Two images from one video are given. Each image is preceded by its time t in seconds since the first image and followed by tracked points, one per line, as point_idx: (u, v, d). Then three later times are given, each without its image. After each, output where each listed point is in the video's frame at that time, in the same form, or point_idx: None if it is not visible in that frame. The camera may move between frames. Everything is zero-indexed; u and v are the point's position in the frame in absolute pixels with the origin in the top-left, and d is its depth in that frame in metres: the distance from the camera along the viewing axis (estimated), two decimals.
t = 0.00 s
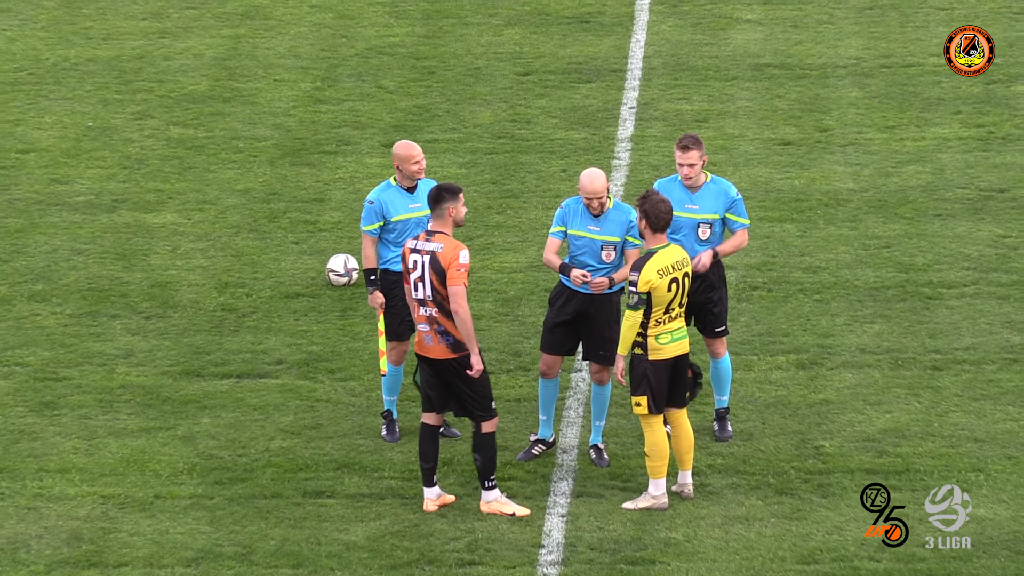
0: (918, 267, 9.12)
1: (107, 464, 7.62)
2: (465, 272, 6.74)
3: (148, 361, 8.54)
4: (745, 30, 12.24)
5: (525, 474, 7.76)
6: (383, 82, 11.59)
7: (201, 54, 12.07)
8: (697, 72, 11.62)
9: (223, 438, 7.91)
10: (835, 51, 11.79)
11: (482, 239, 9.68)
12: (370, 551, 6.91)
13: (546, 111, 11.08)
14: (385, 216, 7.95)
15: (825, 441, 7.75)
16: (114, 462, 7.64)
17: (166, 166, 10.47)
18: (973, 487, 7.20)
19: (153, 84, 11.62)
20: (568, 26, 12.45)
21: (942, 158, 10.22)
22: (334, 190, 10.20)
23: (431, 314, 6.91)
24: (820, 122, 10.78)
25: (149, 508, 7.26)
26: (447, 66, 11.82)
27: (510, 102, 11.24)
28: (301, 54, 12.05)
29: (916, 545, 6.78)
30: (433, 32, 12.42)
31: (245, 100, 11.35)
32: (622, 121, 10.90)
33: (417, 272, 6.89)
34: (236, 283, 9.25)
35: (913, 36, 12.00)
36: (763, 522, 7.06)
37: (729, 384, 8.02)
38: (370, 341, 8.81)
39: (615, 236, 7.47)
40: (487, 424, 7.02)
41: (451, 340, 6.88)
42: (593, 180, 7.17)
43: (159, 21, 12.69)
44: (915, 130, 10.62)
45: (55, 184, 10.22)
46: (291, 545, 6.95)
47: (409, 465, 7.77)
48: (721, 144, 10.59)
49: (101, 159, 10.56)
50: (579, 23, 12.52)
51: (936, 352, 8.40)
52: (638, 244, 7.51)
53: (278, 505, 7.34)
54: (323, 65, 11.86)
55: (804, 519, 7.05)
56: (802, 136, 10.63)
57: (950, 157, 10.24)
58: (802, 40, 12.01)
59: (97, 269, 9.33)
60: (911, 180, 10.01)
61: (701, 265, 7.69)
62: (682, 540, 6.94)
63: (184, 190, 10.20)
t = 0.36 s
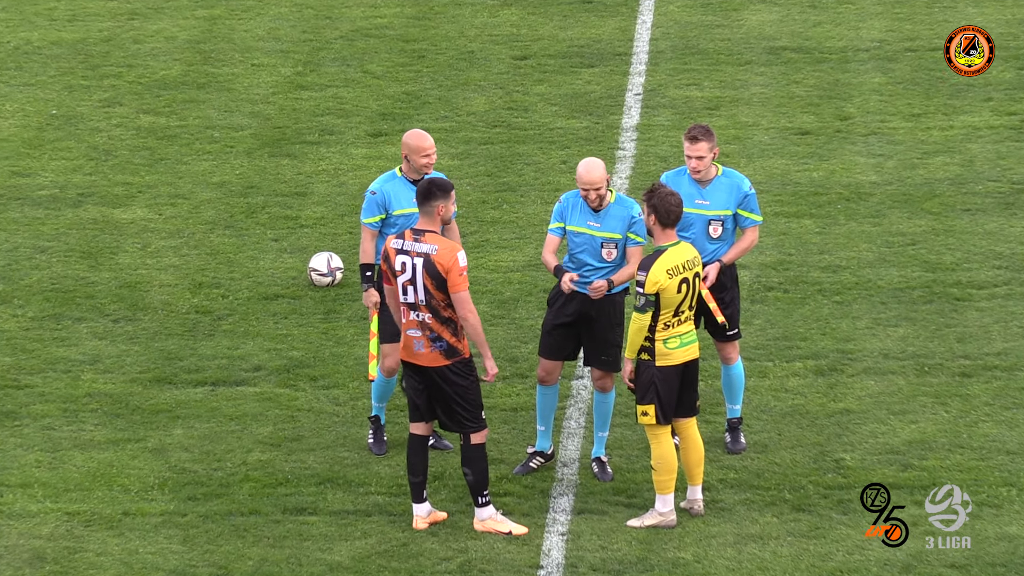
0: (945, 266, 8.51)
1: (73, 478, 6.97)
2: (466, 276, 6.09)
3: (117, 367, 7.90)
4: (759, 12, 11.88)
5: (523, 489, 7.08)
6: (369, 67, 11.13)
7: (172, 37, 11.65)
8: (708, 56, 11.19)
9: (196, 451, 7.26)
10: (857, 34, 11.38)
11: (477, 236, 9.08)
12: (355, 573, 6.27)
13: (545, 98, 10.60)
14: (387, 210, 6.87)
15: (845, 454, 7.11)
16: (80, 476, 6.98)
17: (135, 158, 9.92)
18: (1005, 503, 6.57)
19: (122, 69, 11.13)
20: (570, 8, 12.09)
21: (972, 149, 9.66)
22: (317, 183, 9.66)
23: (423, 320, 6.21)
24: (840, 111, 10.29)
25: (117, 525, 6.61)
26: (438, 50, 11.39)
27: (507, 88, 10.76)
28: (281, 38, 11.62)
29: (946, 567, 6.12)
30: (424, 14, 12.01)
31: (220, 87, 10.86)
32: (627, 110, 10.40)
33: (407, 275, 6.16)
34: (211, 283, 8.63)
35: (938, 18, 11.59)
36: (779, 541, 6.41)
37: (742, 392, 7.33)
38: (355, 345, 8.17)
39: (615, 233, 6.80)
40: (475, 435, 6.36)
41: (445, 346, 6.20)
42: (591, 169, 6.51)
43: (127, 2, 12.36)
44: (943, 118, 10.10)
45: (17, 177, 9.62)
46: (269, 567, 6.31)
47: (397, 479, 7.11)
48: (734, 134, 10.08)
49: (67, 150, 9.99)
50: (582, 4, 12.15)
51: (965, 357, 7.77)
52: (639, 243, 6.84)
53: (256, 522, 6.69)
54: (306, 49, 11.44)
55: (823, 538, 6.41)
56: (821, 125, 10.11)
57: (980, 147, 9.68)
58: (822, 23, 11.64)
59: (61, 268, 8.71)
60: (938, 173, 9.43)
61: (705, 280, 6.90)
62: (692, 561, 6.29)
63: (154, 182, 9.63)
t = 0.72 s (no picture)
0: (979, 267, 7.93)
1: (39, 495, 6.34)
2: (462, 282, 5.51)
3: (87, 376, 7.29)
4: None
5: (522, 508, 6.40)
6: (357, 51, 10.56)
7: (147, 20, 11.12)
8: (723, 40, 10.61)
9: (173, 466, 6.62)
10: (885, 17, 10.84)
11: (475, 234, 8.51)
12: None
13: (547, 86, 10.01)
14: (376, 207, 6.25)
15: (872, 468, 6.45)
16: (48, 492, 6.36)
17: (106, 149, 9.36)
18: None
19: (93, 55, 10.58)
20: None
21: (1009, 141, 9.13)
22: (301, 177, 9.09)
23: (413, 327, 5.61)
24: (865, 99, 9.73)
25: (89, 547, 5.99)
26: (433, 34, 10.82)
27: (505, 75, 10.18)
28: (264, 21, 11.06)
29: None
30: None
31: (199, 74, 10.30)
32: (636, 98, 9.82)
33: (398, 278, 5.54)
34: (188, 285, 8.06)
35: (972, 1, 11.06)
36: (801, 564, 5.75)
37: (759, 402, 6.68)
38: (344, 353, 7.56)
39: (624, 226, 6.20)
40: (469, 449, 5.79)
41: (438, 355, 5.62)
42: (591, 152, 5.93)
43: None
44: (977, 107, 9.56)
45: None
46: None
47: (389, 497, 6.46)
48: (752, 124, 9.50)
49: (34, 142, 9.43)
50: None
51: (1000, 365, 7.15)
52: (648, 234, 6.23)
53: (237, 543, 6.06)
54: (289, 32, 10.87)
55: (847, 560, 5.77)
56: (845, 115, 9.55)
57: (1018, 139, 9.16)
58: (846, 5, 11.08)
59: (27, 269, 8.13)
60: (971, 167, 8.88)
61: (726, 281, 6.24)
62: None
63: (126, 176, 9.08)
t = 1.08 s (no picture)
0: (988, 266, 7.63)
1: (7, 505, 5.97)
2: (441, 285, 5.14)
3: (58, 381, 6.95)
4: None
5: (513, 518, 6.05)
6: (340, 42, 10.25)
7: (121, 10, 10.81)
8: (722, 30, 10.30)
9: (147, 475, 6.25)
10: (890, 6, 10.53)
11: (463, 232, 8.20)
12: None
13: (539, 78, 9.70)
14: (346, 210, 5.97)
15: (877, 477, 6.13)
16: (16, 503, 5.99)
17: (78, 145, 9.05)
18: None
19: (64, 46, 10.27)
20: None
21: (1018, 135, 8.83)
22: (281, 173, 8.78)
23: (393, 331, 5.28)
24: (871, 92, 9.41)
25: (59, 559, 5.62)
26: (418, 24, 10.50)
27: (495, 67, 9.87)
28: (242, 11, 10.75)
29: None
30: None
31: (175, 66, 9.99)
32: (632, 91, 9.51)
33: (376, 278, 5.22)
34: (163, 287, 7.75)
35: None
36: None
37: (759, 407, 6.37)
38: (326, 356, 7.23)
39: (620, 224, 5.89)
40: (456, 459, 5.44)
41: (419, 360, 5.28)
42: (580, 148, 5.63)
43: None
44: (985, 100, 9.25)
45: None
46: None
47: (374, 507, 6.08)
48: (751, 118, 9.19)
49: (3, 137, 9.12)
50: None
51: (1010, 369, 6.84)
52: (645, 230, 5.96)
53: (213, 555, 5.67)
54: (269, 22, 10.56)
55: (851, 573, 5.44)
56: (849, 108, 9.24)
57: None
58: None
59: None
60: (979, 162, 8.57)
61: (742, 289, 5.87)
62: None
63: (99, 173, 8.77)
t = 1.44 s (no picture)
0: (980, 266, 7.59)
1: None
2: (421, 283, 5.06)
3: (43, 382, 6.91)
4: None
5: (501, 518, 6.00)
6: (327, 40, 10.20)
7: (107, 8, 10.77)
8: (712, 28, 10.25)
9: (133, 475, 6.21)
10: (880, 4, 10.48)
11: (451, 231, 8.16)
12: None
13: (527, 76, 9.66)
14: (325, 213, 5.93)
15: (867, 478, 6.09)
16: None
17: (64, 144, 9.01)
18: None
19: (50, 44, 10.22)
20: None
21: (1009, 133, 8.79)
22: (268, 172, 8.74)
23: (377, 329, 5.24)
24: (861, 90, 9.36)
25: (43, 561, 5.58)
26: (406, 22, 10.46)
27: (483, 65, 9.83)
28: (229, 9, 10.70)
29: None
30: None
31: (161, 64, 9.95)
32: (620, 90, 9.47)
33: (361, 276, 5.20)
34: (149, 286, 7.71)
35: None
36: None
37: (748, 410, 6.30)
38: (313, 356, 7.19)
39: (608, 222, 5.84)
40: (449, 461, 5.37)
41: (401, 360, 5.21)
42: (566, 151, 5.59)
43: None
44: (976, 98, 9.21)
45: None
46: None
47: (361, 507, 6.04)
48: (741, 117, 9.15)
49: None
50: None
51: (1001, 369, 6.80)
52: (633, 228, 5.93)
53: (199, 556, 5.63)
54: (256, 21, 10.51)
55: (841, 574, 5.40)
56: (839, 107, 9.19)
57: (1019, 131, 8.82)
58: None
59: None
60: (970, 161, 8.52)
61: (759, 305, 6.07)
62: None
63: (85, 172, 8.73)
